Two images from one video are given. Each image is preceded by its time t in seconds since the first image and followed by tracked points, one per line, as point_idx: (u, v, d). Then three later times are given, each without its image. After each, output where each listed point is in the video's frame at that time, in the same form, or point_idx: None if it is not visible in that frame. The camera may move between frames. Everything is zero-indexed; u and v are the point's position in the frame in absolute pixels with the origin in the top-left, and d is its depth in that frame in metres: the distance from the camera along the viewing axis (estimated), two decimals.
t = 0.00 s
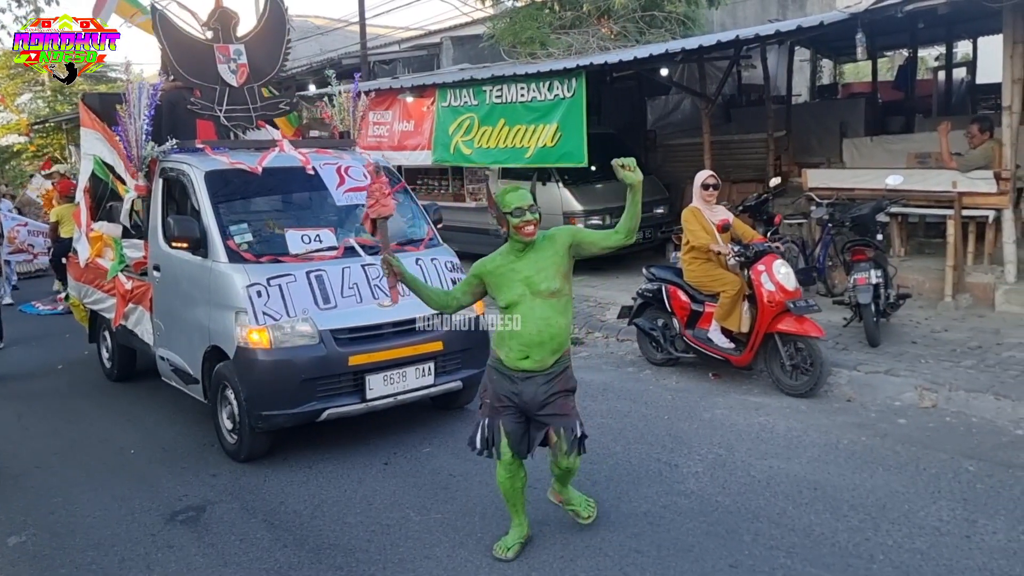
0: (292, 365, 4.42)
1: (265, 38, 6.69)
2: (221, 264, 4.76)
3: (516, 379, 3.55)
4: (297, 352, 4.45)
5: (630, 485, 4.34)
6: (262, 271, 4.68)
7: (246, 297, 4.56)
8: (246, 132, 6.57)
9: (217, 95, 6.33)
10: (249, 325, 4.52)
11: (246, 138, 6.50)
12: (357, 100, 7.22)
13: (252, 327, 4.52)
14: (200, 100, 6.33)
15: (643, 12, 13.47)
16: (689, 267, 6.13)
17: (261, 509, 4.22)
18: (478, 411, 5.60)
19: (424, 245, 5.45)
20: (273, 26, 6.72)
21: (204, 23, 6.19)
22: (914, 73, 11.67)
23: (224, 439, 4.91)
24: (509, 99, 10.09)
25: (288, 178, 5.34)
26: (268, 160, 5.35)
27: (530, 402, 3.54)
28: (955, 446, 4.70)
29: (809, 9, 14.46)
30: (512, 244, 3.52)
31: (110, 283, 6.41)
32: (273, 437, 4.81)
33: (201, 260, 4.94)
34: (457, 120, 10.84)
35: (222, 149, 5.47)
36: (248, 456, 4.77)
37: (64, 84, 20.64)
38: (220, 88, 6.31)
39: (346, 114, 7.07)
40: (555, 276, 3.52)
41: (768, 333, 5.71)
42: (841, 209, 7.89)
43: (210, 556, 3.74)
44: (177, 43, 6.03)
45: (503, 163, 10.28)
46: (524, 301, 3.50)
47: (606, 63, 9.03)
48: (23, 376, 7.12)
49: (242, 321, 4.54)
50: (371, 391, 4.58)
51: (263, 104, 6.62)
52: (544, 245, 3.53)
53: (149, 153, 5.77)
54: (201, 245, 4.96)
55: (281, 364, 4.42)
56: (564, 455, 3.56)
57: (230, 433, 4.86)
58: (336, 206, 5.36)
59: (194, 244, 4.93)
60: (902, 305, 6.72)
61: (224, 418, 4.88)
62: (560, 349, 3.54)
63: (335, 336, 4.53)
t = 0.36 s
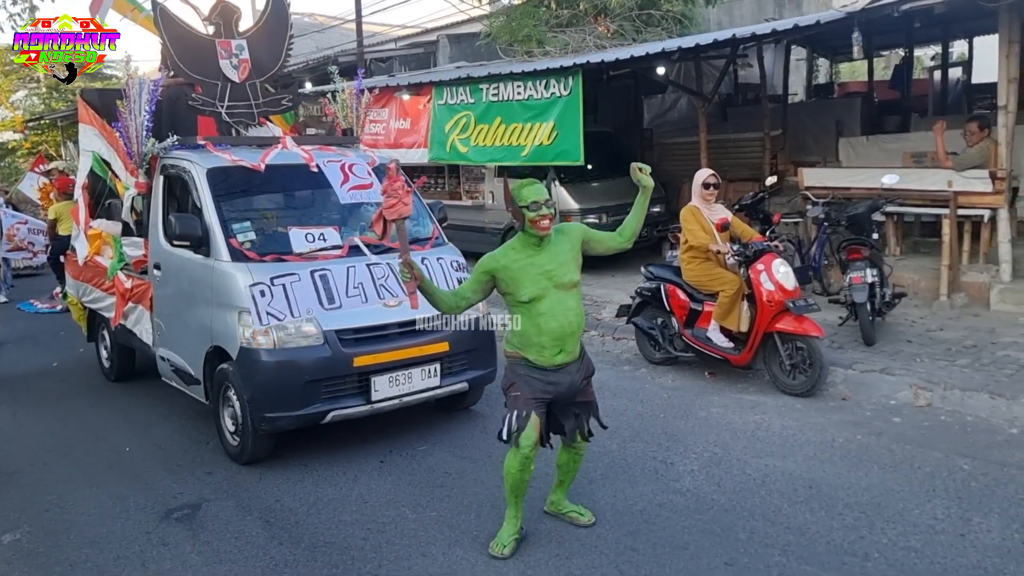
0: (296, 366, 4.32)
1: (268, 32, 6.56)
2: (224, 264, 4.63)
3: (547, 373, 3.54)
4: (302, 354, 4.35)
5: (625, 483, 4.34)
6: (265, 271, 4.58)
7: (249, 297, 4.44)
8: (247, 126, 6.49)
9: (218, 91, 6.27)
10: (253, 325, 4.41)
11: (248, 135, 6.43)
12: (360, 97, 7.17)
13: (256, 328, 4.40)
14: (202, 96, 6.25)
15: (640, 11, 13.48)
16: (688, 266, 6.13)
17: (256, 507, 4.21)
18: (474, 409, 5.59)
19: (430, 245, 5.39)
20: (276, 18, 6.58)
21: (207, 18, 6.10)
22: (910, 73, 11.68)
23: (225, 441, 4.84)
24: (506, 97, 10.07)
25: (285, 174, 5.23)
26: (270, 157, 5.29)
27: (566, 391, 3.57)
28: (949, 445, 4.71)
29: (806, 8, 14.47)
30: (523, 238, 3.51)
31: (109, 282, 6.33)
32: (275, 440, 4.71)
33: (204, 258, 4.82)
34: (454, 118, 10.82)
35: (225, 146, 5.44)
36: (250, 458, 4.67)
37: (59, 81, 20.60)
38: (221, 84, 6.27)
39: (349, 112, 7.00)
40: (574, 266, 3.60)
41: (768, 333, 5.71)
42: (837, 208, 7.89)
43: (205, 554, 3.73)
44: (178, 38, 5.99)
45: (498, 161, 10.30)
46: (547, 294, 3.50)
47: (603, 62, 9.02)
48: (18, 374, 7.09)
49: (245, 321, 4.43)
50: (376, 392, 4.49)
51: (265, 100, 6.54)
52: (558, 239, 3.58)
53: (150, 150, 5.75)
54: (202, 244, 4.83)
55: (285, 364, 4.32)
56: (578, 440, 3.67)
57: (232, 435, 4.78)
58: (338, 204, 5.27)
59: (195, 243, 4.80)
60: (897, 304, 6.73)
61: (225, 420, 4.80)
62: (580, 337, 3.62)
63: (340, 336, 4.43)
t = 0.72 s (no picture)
0: (297, 369, 4.25)
1: (265, 30, 6.49)
2: (223, 265, 4.58)
3: (541, 368, 3.51)
4: (303, 355, 4.28)
5: (619, 484, 4.35)
6: (265, 273, 4.52)
7: (249, 299, 4.39)
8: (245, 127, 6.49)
9: (217, 90, 6.14)
10: (252, 327, 4.34)
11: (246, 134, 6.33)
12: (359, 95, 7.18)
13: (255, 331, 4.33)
14: (200, 95, 6.09)
15: (634, 11, 13.49)
16: (686, 267, 6.14)
17: (249, 508, 4.20)
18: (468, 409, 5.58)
19: (432, 246, 5.38)
20: (272, 19, 6.53)
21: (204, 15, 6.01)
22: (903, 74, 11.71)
23: (223, 446, 4.77)
24: (500, 97, 10.07)
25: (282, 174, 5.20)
26: (269, 156, 5.26)
27: (557, 387, 3.57)
28: (941, 445, 4.72)
29: (800, 9, 14.50)
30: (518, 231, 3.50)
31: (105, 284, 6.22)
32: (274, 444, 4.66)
33: (201, 259, 4.78)
34: (448, 118, 10.82)
35: (221, 146, 5.36)
36: (249, 463, 4.60)
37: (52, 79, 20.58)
38: (219, 83, 6.14)
39: (349, 110, 7.01)
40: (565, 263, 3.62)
41: (767, 334, 5.70)
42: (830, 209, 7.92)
43: (198, 555, 3.72)
44: (175, 37, 5.89)
45: (492, 161, 10.31)
46: (546, 289, 3.50)
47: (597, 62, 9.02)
48: (11, 374, 7.08)
49: (244, 324, 4.36)
50: (378, 396, 4.44)
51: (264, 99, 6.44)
52: (552, 237, 3.59)
53: (148, 149, 5.65)
54: (201, 245, 4.79)
55: (284, 367, 4.25)
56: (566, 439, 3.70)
57: (231, 439, 4.71)
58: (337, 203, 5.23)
59: (193, 244, 4.75)
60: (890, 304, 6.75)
61: (224, 424, 4.73)
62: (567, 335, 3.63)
63: (341, 339, 4.37)
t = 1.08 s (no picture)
0: (297, 372, 4.23)
1: (262, 29, 6.44)
2: (222, 266, 4.56)
3: (517, 386, 3.46)
4: (304, 358, 4.26)
5: (613, 483, 4.35)
6: (265, 274, 4.48)
7: (249, 300, 4.36)
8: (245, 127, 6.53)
9: (215, 88, 6.08)
10: (252, 329, 4.31)
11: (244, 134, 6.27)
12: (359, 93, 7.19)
13: (254, 332, 4.30)
14: (198, 94, 6.04)
15: (628, 11, 13.50)
16: (695, 269, 6.05)
17: (243, 508, 4.19)
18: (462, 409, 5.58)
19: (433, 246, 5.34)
20: (270, 17, 6.47)
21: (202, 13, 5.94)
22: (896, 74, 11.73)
23: (223, 450, 4.69)
24: (494, 97, 10.06)
25: (278, 173, 5.14)
26: (268, 155, 5.20)
27: (537, 407, 3.51)
28: (934, 444, 4.74)
29: (793, 9, 14.52)
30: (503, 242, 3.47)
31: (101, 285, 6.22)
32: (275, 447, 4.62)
33: (201, 260, 4.74)
34: (443, 117, 10.81)
35: (220, 145, 5.29)
36: (248, 467, 4.56)
37: (46, 78, 20.53)
38: (217, 81, 6.08)
39: (349, 109, 6.98)
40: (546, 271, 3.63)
41: (780, 337, 5.60)
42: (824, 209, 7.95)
43: (191, 555, 3.72)
44: (174, 34, 5.80)
45: (487, 161, 10.30)
46: (534, 303, 3.49)
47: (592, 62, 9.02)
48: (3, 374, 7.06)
49: (243, 326, 4.33)
50: (378, 398, 4.42)
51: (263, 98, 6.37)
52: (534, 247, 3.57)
53: (143, 148, 5.56)
54: (199, 246, 4.74)
55: (285, 369, 4.23)
56: (579, 443, 3.55)
57: (228, 443, 4.65)
58: (336, 203, 5.17)
59: (191, 244, 4.71)
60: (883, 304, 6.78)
61: (223, 428, 4.67)
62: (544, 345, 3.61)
63: (342, 341, 4.34)
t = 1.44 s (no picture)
0: (299, 375, 4.20)
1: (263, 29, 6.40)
2: (223, 269, 4.52)
3: (558, 377, 3.45)
4: (306, 362, 4.24)
5: (609, 485, 4.36)
6: (266, 276, 4.44)
7: (250, 303, 4.32)
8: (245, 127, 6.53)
9: (214, 88, 6.05)
10: (253, 332, 4.28)
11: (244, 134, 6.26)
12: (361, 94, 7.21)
13: (256, 336, 4.27)
14: (198, 93, 6.01)
15: (624, 13, 13.52)
16: (724, 275, 5.95)
17: (238, 510, 4.19)
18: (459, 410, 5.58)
19: (436, 248, 5.16)
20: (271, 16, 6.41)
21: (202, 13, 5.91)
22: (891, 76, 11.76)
23: (224, 455, 4.65)
24: (490, 99, 10.07)
25: (279, 173, 5.09)
26: (269, 157, 5.14)
27: (574, 396, 3.52)
28: (928, 446, 4.75)
29: (789, 12, 14.55)
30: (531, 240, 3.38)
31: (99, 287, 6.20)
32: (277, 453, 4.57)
33: (201, 261, 4.71)
34: (438, 119, 10.82)
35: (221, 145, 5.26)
36: (250, 472, 4.50)
37: (41, 78, 20.50)
38: (217, 81, 6.05)
39: (350, 109, 7.03)
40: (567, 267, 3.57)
41: (813, 345, 5.42)
42: (819, 210, 8.01)
43: (187, 557, 3.71)
44: (174, 33, 5.77)
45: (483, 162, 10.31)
46: (564, 296, 3.46)
47: (588, 64, 9.02)
48: None
49: (245, 329, 4.30)
50: (382, 402, 4.38)
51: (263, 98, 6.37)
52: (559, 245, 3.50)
53: (143, 149, 5.64)
54: (201, 247, 4.73)
55: (288, 373, 4.19)
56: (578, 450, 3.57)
57: (230, 448, 4.61)
58: (337, 204, 5.12)
59: (192, 246, 4.70)
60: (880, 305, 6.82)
61: (223, 432, 4.63)
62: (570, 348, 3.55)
63: (344, 344, 4.32)
